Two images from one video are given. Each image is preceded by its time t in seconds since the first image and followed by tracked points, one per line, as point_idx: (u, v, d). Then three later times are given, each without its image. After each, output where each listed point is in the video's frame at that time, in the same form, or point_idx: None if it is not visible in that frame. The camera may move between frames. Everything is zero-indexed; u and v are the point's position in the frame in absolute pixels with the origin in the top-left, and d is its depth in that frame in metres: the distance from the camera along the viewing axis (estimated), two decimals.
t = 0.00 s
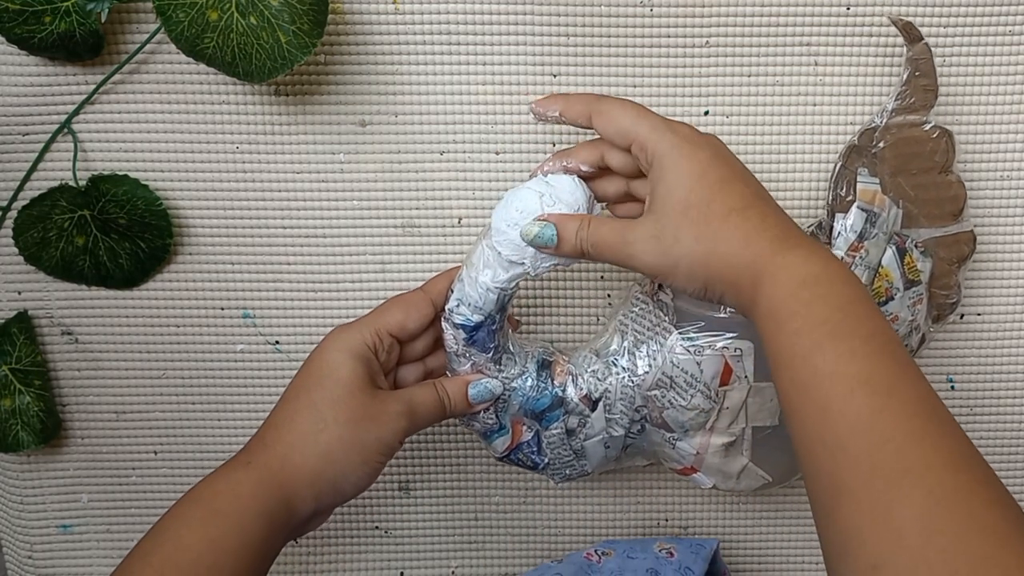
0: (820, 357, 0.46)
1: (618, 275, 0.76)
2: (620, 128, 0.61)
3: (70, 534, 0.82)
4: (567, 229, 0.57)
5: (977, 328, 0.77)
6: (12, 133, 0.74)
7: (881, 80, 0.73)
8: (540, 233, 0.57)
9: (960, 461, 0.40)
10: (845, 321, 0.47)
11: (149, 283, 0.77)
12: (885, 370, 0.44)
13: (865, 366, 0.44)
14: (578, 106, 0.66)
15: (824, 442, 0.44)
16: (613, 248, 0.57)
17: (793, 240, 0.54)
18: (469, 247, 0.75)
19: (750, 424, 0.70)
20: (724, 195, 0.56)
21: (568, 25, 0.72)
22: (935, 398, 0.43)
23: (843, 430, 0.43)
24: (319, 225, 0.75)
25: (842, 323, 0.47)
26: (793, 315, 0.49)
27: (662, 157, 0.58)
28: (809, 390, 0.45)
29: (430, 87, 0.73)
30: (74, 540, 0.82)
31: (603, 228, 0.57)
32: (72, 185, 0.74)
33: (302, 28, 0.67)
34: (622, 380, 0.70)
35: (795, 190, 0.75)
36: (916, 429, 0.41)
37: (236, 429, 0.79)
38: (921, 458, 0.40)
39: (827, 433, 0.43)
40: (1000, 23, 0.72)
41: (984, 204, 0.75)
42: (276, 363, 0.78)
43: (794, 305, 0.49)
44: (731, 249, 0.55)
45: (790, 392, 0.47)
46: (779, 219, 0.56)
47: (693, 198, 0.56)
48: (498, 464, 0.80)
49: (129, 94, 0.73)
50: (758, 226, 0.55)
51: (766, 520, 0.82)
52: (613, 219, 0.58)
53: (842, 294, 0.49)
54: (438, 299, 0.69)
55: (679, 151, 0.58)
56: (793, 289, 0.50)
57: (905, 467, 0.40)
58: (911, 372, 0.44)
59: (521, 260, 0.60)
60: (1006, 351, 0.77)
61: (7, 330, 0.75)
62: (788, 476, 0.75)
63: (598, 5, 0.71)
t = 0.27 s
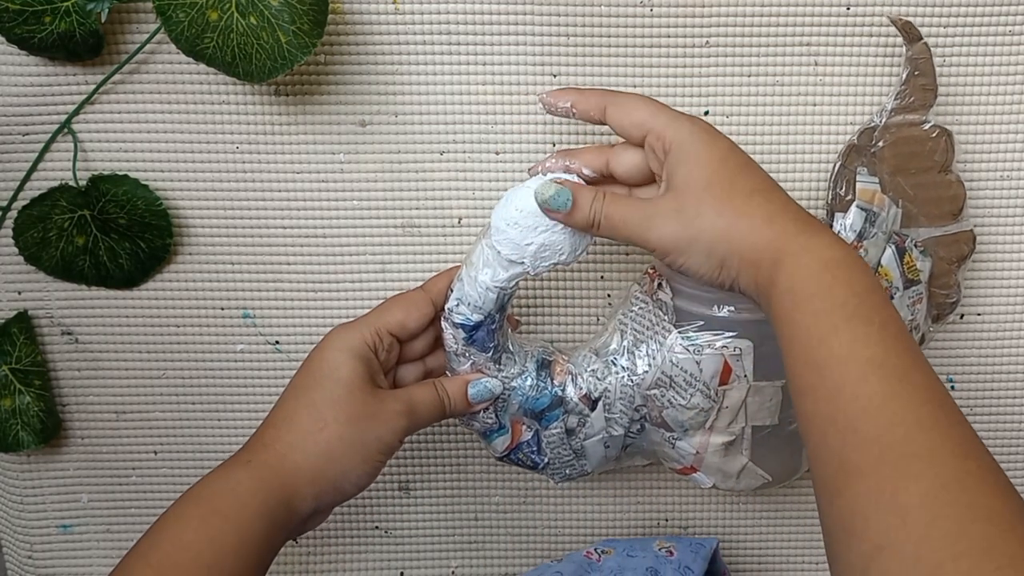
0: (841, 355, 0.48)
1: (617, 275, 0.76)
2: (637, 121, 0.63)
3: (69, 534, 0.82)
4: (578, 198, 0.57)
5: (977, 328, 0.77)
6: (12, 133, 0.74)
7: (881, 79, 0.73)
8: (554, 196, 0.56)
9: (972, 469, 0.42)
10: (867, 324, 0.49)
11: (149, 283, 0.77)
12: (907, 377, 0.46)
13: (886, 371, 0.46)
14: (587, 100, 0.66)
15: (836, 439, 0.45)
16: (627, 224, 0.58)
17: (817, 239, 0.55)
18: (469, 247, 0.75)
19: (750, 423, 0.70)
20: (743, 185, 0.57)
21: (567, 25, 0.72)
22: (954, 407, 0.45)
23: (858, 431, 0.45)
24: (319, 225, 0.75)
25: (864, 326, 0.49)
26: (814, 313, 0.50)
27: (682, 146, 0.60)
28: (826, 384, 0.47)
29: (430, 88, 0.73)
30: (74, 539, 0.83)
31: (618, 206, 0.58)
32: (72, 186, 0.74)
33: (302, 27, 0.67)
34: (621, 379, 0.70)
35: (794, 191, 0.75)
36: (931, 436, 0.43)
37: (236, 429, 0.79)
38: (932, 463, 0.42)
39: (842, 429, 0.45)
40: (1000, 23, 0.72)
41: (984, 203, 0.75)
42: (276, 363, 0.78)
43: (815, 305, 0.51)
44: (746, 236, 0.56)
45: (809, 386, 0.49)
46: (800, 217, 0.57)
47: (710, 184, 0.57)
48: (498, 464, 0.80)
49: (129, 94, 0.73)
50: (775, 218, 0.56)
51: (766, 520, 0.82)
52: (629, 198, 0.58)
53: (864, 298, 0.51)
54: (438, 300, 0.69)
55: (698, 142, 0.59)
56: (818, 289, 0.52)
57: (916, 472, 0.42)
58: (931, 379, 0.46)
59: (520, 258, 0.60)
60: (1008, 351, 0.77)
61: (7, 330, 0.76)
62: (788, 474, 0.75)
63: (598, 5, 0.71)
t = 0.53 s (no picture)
0: (816, 355, 0.47)
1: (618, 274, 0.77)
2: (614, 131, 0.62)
3: (69, 534, 0.83)
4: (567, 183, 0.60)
5: (977, 328, 0.78)
6: (12, 133, 0.75)
7: (880, 79, 0.74)
8: (530, 263, 0.59)
9: (946, 459, 0.42)
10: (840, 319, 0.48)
11: (149, 283, 0.77)
12: (878, 367, 0.45)
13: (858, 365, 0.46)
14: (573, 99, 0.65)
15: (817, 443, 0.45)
16: (607, 250, 0.58)
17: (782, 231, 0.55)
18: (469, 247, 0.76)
19: (751, 418, 0.71)
20: (709, 191, 0.57)
21: (568, 25, 0.72)
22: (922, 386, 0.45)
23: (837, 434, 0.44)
24: (318, 225, 0.76)
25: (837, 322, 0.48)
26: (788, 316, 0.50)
27: (655, 163, 0.59)
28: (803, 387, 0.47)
29: (430, 88, 0.74)
30: (74, 539, 0.83)
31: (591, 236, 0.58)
32: (72, 185, 0.74)
33: (303, 28, 0.68)
34: (623, 374, 0.71)
35: (793, 191, 0.76)
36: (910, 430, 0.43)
37: (235, 430, 0.80)
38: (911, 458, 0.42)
39: (823, 437, 0.45)
40: (1000, 23, 0.73)
41: (987, 203, 0.76)
42: (276, 363, 0.78)
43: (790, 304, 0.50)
44: (720, 239, 0.56)
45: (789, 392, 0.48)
46: (759, 209, 0.57)
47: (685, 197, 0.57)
48: (498, 463, 0.81)
49: (129, 93, 0.74)
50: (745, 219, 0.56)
51: (766, 519, 0.82)
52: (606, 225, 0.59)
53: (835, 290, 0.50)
54: (439, 295, 0.70)
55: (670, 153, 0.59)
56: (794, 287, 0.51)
57: (899, 476, 0.42)
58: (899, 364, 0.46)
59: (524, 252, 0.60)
60: (1006, 350, 0.78)
61: (7, 331, 0.76)
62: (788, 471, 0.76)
63: (598, 5, 0.72)
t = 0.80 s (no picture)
0: (795, 363, 0.47)
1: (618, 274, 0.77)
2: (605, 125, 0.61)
3: (69, 534, 0.83)
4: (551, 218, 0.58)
5: (977, 328, 0.77)
6: (12, 133, 0.74)
7: (880, 79, 0.74)
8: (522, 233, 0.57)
9: (931, 464, 0.42)
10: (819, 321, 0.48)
11: (149, 283, 0.77)
12: (864, 371, 0.45)
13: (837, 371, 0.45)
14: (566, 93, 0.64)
15: (803, 455, 0.45)
16: (595, 245, 0.57)
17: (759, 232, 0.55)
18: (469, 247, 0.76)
19: (750, 419, 0.72)
20: (698, 190, 0.56)
21: (568, 25, 0.72)
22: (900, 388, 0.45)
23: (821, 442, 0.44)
24: (318, 225, 0.76)
25: (816, 326, 0.48)
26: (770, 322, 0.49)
27: (649, 159, 0.57)
28: (786, 396, 0.46)
29: (430, 88, 0.73)
30: (74, 540, 0.83)
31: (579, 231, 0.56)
32: (72, 185, 0.74)
33: (302, 28, 0.67)
34: (622, 375, 0.70)
35: (793, 190, 0.75)
36: (891, 434, 0.43)
37: (236, 429, 0.80)
38: (895, 463, 0.42)
39: (809, 443, 0.44)
40: (1000, 23, 0.73)
41: (986, 203, 0.76)
42: (276, 363, 0.78)
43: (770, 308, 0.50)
44: (705, 242, 0.55)
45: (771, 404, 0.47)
46: (748, 212, 0.56)
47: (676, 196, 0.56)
48: (498, 463, 0.81)
49: (129, 93, 0.74)
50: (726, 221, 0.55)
51: (766, 520, 0.82)
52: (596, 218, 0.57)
53: (814, 292, 0.50)
54: (438, 295, 0.70)
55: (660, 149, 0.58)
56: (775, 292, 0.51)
57: (884, 482, 0.41)
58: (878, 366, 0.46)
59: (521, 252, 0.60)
60: (1006, 350, 0.78)
61: (7, 331, 0.76)
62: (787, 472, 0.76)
63: (598, 5, 0.72)
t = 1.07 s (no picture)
0: (807, 348, 0.46)
1: (617, 274, 0.76)
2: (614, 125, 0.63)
3: (70, 534, 0.83)
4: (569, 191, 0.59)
5: (977, 328, 0.77)
6: (12, 133, 0.74)
7: (880, 79, 0.74)
8: (541, 195, 0.58)
9: (937, 448, 0.40)
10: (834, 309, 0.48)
11: (149, 283, 0.77)
12: (874, 354, 0.45)
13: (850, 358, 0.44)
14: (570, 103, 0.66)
15: (809, 442, 0.44)
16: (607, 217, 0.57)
17: (780, 221, 0.55)
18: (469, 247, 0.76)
19: (751, 420, 0.71)
20: (717, 177, 0.57)
21: (568, 25, 0.72)
22: (917, 383, 0.44)
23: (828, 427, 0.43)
24: (318, 225, 0.76)
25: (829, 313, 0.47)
26: (783, 307, 0.49)
27: (662, 144, 0.59)
28: (796, 380, 0.46)
29: (430, 88, 0.73)
30: (74, 539, 0.83)
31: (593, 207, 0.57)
32: (72, 185, 0.74)
33: (302, 28, 0.67)
34: (623, 377, 0.70)
35: (794, 190, 0.75)
36: (901, 423, 0.41)
37: (236, 429, 0.80)
38: (902, 450, 0.40)
39: (815, 421, 0.44)
40: (1000, 23, 0.73)
41: (985, 204, 0.75)
42: (276, 363, 0.78)
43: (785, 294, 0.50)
44: (722, 226, 0.55)
45: (780, 389, 0.47)
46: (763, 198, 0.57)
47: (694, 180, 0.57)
48: (497, 463, 0.81)
49: (129, 94, 0.73)
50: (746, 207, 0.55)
51: (766, 520, 0.82)
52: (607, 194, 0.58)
53: (831, 282, 0.50)
54: (438, 297, 0.70)
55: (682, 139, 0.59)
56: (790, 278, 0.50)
57: (889, 463, 0.40)
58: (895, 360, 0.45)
59: (521, 254, 0.60)
60: (1005, 351, 0.77)
61: (7, 331, 0.76)
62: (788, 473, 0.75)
63: (598, 5, 0.72)
